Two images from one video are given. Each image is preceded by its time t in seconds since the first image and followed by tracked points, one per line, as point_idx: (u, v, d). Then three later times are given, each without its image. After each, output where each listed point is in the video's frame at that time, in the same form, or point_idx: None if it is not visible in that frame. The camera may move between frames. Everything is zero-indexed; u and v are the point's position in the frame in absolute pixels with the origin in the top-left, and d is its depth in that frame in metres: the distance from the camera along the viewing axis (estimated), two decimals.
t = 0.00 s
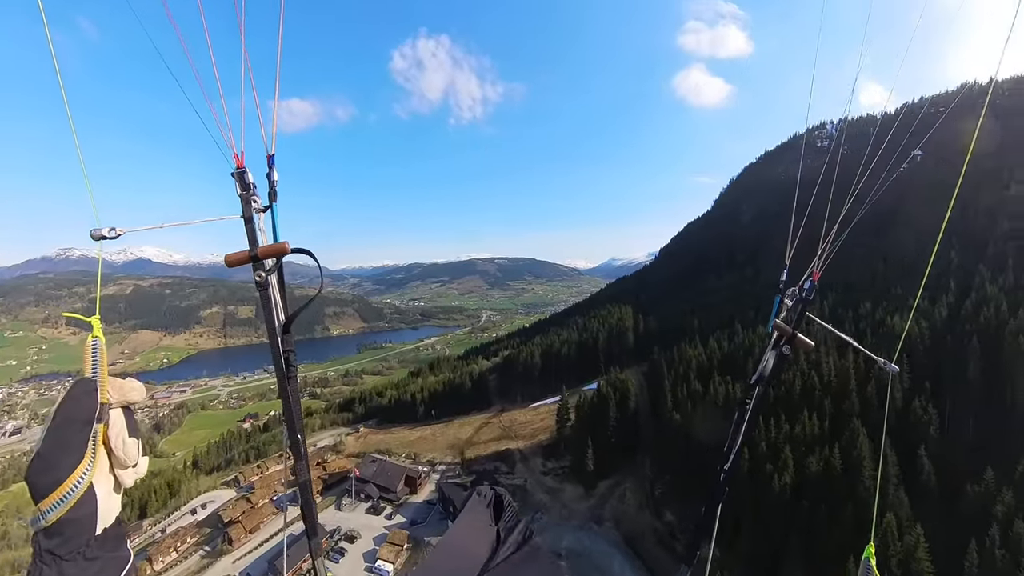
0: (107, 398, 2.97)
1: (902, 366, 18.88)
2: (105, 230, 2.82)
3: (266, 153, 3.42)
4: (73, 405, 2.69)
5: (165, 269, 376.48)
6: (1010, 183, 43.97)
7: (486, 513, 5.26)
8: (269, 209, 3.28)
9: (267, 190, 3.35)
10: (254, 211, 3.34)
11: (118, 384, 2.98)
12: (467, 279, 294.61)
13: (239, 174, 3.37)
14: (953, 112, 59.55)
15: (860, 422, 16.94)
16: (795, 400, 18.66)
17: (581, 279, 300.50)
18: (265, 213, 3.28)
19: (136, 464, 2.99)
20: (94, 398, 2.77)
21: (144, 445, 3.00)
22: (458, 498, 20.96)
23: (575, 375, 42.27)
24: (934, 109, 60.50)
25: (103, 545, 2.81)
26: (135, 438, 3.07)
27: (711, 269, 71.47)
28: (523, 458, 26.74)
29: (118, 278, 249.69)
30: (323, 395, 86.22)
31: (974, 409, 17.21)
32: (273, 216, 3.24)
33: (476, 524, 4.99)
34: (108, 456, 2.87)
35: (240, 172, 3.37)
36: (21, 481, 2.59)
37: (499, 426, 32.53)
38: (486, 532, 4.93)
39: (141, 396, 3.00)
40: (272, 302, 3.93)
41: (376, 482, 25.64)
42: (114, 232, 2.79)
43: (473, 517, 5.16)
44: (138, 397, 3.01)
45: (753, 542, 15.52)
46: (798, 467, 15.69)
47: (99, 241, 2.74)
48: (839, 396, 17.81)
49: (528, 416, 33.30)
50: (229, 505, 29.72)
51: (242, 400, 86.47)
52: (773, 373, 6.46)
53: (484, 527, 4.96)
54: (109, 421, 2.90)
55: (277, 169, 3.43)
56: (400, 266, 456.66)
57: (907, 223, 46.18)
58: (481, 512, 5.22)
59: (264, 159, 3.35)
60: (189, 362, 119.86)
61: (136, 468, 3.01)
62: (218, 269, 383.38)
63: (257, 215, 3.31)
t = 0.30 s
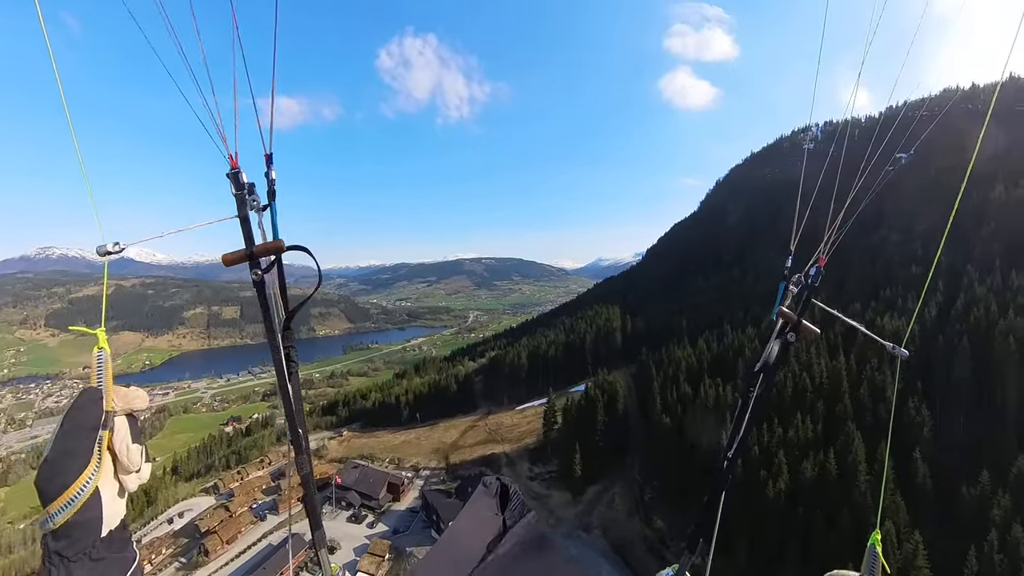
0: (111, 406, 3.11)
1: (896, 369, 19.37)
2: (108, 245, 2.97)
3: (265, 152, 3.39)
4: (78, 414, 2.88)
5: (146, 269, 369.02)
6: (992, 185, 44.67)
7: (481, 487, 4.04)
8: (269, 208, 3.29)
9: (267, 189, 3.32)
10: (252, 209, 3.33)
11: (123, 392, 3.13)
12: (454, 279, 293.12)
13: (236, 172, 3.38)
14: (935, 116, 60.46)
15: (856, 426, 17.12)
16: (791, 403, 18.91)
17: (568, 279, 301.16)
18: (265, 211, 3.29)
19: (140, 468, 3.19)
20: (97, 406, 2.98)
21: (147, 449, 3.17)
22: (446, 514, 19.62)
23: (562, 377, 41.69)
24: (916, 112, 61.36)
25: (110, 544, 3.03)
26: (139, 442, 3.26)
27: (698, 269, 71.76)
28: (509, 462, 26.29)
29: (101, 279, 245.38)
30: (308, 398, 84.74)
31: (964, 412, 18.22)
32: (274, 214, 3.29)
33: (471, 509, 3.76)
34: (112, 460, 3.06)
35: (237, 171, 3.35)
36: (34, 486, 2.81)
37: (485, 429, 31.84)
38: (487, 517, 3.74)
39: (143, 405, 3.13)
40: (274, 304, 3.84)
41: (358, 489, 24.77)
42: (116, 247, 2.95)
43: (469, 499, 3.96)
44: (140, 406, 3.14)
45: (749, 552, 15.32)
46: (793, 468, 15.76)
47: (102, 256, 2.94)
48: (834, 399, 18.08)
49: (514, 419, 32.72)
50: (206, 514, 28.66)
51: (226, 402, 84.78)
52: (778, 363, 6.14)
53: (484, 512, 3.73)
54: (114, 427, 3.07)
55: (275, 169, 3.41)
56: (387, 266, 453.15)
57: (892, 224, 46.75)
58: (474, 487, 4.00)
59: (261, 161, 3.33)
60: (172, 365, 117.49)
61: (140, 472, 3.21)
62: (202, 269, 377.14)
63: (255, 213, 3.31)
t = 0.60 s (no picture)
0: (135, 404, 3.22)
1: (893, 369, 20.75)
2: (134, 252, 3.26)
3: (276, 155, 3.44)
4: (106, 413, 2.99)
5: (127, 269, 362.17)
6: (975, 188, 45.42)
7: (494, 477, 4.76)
8: (282, 210, 3.41)
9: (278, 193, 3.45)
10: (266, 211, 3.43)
11: (146, 392, 3.25)
12: (443, 279, 291.63)
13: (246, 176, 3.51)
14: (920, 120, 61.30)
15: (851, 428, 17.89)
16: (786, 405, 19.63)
17: (556, 279, 301.24)
18: (278, 213, 3.41)
19: (161, 462, 3.28)
20: (125, 404, 3.09)
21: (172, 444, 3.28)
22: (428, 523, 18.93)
23: (550, 380, 41.19)
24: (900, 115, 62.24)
25: (133, 534, 3.12)
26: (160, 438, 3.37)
27: (685, 270, 72.12)
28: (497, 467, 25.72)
29: (84, 277, 241.50)
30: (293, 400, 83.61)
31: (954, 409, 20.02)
32: (285, 216, 3.40)
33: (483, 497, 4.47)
34: (135, 455, 3.17)
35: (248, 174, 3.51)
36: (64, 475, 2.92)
37: (471, 433, 31.23)
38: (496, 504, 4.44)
39: (166, 404, 3.25)
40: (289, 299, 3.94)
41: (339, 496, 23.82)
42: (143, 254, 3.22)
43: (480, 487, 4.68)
44: (163, 404, 3.26)
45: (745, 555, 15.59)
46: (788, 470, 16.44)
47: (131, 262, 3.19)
48: (829, 403, 18.92)
49: (501, 422, 32.09)
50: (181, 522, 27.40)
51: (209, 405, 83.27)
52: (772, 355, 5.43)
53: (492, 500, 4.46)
54: (137, 424, 3.18)
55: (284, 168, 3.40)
56: (375, 265, 449.74)
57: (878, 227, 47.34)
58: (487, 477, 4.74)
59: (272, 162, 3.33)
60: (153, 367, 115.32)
61: (161, 466, 3.30)
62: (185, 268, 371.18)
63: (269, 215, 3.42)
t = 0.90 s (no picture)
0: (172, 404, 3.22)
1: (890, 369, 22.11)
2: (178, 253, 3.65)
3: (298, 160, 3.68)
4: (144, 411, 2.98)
5: (109, 270, 356.49)
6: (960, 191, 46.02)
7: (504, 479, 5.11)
8: (300, 216, 3.52)
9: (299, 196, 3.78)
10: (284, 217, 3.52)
11: (182, 392, 3.25)
12: (431, 279, 290.14)
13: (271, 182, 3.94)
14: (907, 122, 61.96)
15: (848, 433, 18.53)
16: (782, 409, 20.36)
17: (545, 279, 301.58)
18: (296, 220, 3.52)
19: (198, 461, 3.26)
20: (161, 405, 3.08)
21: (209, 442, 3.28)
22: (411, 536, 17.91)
23: (538, 382, 40.51)
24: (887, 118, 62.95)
25: (171, 533, 3.10)
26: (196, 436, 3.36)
27: (674, 270, 72.28)
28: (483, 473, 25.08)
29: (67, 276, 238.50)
30: (279, 402, 82.38)
31: (947, 409, 22.02)
32: (301, 220, 3.49)
33: (493, 498, 4.78)
34: (171, 455, 3.15)
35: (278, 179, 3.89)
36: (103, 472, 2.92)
37: (457, 437, 30.56)
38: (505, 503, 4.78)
39: (201, 403, 3.23)
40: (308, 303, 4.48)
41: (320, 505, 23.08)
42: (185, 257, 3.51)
43: (490, 486, 4.99)
44: (200, 403, 3.24)
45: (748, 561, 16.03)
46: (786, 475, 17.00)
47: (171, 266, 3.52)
48: (823, 406, 19.56)
49: (488, 426, 31.47)
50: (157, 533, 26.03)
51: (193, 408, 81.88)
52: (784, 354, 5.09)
53: (501, 499, 4.79)
54: (175, 422, 3.18)
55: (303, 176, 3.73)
56: (362, 266, 446.37)
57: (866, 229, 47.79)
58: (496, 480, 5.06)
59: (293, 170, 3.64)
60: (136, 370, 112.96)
61: (196, 465, 3.28)
62: (169, 269, 365.89)
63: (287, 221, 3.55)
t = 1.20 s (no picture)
0: (186, 427, 3.51)
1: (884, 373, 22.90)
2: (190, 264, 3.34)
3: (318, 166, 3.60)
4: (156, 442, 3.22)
5: (93, 270, 351.14)
6: (945, 193, 46.49)
7: (515, 487, 5.21)
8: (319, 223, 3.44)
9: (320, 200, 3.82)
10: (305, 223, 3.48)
11: (194, 417, 3.54)
12: (420, 279, 288.43)
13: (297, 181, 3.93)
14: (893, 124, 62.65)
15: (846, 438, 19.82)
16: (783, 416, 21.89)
17: (534, 279, 301.64)
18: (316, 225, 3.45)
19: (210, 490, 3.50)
20: (175, 431, 3.34)
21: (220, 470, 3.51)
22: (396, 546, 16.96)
23: (527, 385, 39.97)
24: (873, 121, 63.68)
25: (184, 563, 3.33)
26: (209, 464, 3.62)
27: (664, 270, 72.34)
28: (469, 480, 24.43)
29: (50, 277, 235.59)
30: (265, 404, 81.23)
31: (944, 411, 22.86)
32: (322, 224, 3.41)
33: (508, 506, 4.85)
34: (185, 484, 3.42)
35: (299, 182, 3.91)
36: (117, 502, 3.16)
37: (444, 442, 29.86)
38: (520, 512, 4.90)
39: (212, 428, 3.49)
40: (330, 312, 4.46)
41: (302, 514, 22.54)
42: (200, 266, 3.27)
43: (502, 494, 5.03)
44: (211, 427, 3.50)
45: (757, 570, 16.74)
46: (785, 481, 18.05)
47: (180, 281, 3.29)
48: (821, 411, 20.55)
49: (475, 430, 30.85)
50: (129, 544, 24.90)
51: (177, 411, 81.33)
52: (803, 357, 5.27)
53: (516, 507, 4.91)
54: (188, 448, 3.44)
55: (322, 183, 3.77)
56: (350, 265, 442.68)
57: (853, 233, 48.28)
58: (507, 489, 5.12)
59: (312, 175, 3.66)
60: (116, 374, 110.30)
61: (210, 494, 3.53)
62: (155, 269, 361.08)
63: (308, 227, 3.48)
